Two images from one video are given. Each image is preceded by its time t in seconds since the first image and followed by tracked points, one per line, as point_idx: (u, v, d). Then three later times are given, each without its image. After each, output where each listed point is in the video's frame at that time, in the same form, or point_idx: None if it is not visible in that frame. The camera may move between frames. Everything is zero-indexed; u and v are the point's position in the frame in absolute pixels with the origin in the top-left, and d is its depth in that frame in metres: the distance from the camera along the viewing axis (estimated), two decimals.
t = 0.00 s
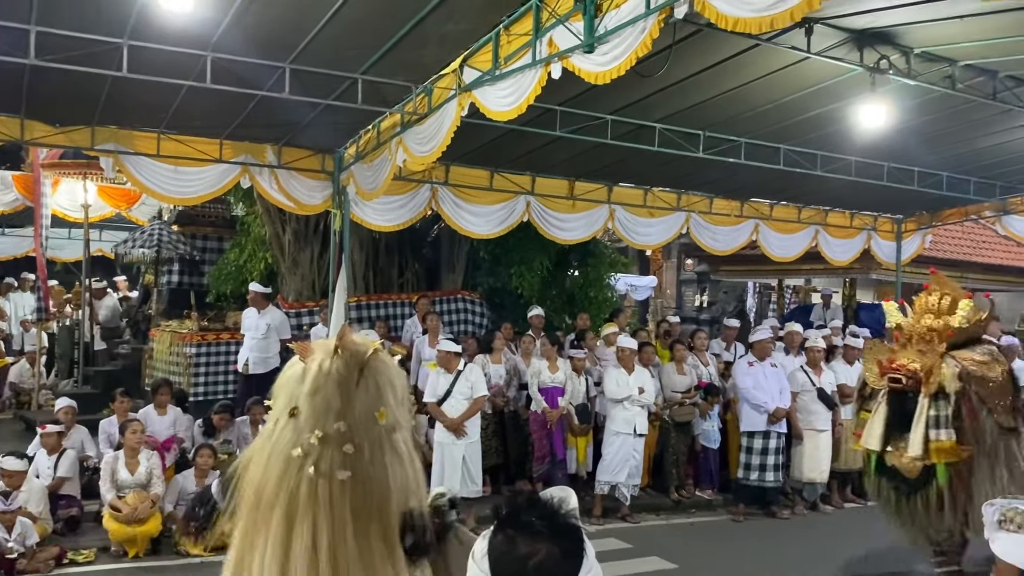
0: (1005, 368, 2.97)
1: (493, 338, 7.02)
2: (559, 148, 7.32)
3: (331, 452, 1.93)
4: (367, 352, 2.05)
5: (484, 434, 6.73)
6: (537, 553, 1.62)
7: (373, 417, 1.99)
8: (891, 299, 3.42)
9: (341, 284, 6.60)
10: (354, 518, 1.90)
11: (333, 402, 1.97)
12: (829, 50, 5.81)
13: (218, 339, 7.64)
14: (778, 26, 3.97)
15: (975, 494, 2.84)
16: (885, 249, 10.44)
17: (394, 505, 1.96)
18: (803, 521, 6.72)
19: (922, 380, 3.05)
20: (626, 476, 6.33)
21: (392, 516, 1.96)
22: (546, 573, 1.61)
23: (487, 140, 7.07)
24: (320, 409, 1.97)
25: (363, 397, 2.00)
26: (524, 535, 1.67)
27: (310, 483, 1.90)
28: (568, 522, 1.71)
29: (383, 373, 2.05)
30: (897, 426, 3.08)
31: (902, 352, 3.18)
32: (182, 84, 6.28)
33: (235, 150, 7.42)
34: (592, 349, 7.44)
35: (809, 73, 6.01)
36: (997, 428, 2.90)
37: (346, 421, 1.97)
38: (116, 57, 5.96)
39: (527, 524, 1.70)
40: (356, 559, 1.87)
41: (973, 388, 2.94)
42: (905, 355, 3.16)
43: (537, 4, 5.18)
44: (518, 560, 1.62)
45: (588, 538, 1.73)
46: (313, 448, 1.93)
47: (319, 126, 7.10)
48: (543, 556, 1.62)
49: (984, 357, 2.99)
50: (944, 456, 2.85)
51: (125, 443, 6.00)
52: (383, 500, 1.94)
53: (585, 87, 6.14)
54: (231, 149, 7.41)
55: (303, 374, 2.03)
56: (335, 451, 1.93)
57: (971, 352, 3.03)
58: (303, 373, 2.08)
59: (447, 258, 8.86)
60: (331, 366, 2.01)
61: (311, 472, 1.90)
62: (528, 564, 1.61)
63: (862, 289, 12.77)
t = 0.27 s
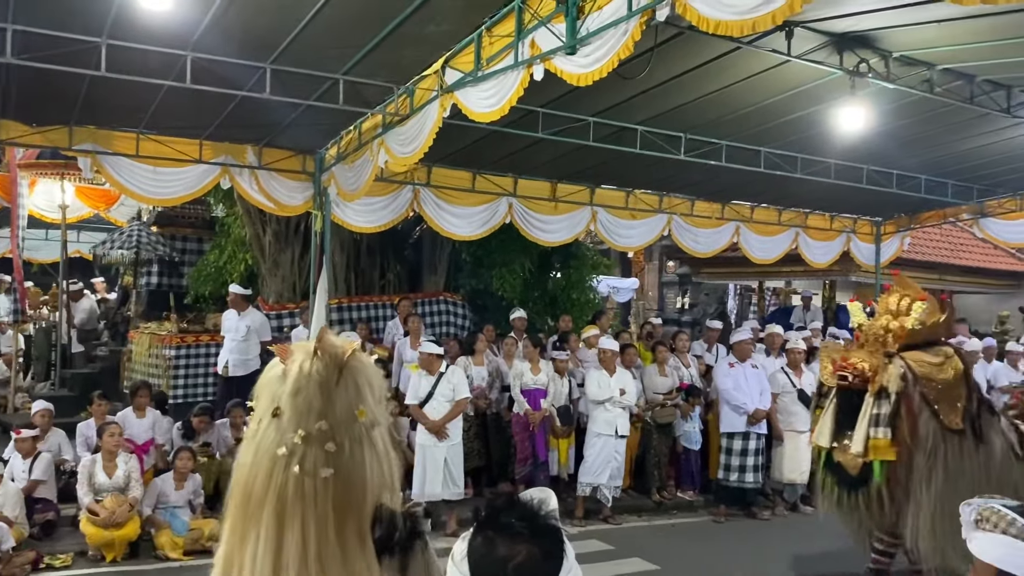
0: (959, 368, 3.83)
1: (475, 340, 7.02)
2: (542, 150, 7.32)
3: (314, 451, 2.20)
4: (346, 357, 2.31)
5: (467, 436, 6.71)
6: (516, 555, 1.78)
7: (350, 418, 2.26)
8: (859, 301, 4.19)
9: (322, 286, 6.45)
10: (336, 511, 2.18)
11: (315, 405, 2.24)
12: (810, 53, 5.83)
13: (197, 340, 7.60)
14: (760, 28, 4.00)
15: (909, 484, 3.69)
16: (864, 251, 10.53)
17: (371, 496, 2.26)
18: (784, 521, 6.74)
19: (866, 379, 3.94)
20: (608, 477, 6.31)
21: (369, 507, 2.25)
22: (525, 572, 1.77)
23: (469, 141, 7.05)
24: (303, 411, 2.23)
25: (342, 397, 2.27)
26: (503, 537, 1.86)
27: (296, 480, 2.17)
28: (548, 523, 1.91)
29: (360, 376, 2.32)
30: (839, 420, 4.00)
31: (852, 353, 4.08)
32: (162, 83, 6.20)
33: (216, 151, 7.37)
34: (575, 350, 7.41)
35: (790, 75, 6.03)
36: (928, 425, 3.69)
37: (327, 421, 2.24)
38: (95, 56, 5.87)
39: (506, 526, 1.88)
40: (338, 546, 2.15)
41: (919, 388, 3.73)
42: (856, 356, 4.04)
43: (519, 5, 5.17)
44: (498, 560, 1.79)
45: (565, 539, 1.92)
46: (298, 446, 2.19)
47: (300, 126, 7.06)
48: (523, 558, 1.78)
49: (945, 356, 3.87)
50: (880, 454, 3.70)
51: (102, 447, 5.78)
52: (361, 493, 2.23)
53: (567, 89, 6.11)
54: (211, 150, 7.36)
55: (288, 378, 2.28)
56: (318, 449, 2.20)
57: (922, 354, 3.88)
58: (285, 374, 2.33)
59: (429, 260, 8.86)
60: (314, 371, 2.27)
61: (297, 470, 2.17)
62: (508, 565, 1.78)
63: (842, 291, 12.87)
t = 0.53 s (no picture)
0: (915, 368, 4.41)
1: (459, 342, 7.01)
2: (527, 152, 7.31)
3: (311, 445, 2.28)
4: (340, 352, 2.36)
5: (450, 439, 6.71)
6: (499, 556, 1.82)
7: (346, 412, 2.34)
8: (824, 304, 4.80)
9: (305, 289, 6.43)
10: (334, 501, 2.28)
11: (312, 399, 2.31)
12: (792, 57, 5.87)
13: (179, 343, 7.56)
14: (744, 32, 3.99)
15: (852, 477, 4.27)
16: (846, 253, 10.62)
17: (368, 486, 2.35)
18: (767, 523, 6.76)
19: (818, 379, 4.57)
20: (592, 479, 6.31)
21: (367, 497, 2.35)
22: (509, 573, 1.80)
23: (453, 143, 7.03)
24: (301, 406, 2.30)
25: (337, 393, 2.33)
26: (486, 540, 1.87)
27: (295, 472, 2.26)
28: (531, 524, 1.95)
29: (356, 370, 2.38)
30: (794, 417, 4.62)
31: (809, 353, 4.71)
32: (143, 84, 6.06)
33: (198, 152, 7.33)
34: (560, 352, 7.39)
35: (775, 78, 6.02)
36: (876, 422, 4.26)
37: (323, 415, 2.31)
38: (75, 56, 5.72)
39: (489, 529, 1.91)
40: (336, 535, 2.26)
41: (870, 388, 4.30)
42: (813, 356, 4.68)
43: (503, 7, 5.15)
44: (481, 562, 1.82)
45: (549, 541, 1.95)
46: (296, 441, 2.27)
47: (282, 127, 7.00)
48: (506, 558, 1.82)
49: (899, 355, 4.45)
50: (824, 452, 4.28)
51: (82, 450, 5.65)
52: (359, 484, 2.32)
53: (553, 92, 6.07)
54: (193, 151, 7.31)
55: (285, 373, 2.35)
56: (315, 443, 2.29)
57: (878, 355, 4.46)
58: (283, 369, 2.39)
59: (413, 262, 8.85)
60: (309, 367, 2.32)
61: (296, 462, 2.26)
62: (491, 566, 1.81)
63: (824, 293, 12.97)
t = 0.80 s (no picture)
0: (873, 368, 4.43)
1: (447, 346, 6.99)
2: (513, 154, 7.32)
3: (297, 439, 2.46)
4: (324, 351, 2.54)
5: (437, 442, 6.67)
6: (480, 560, 1.82)
7: (330, 407, 2.51)
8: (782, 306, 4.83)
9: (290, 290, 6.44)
10: (320, 489, 2.48)
11: (298, 396, 2.48)
12: (776, 61, 5.91)
13: (163, 346, 7.52)
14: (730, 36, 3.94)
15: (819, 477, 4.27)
16: (830, 256, 10.67)
17: (352, 476, 2.54)
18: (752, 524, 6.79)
19: (779, 381, 4.57)
20: (578, 482, 6.31)
21: (350, 485, 2.55)
22: None
23: (439, 145, 7.03)
24: (287, 402, 2.47)
25: (322, 390, 2.51)
26: (467, 543, 1.88)
27: (283, 464, 2.45)
28: (512, 527, 1.96)
29: (339, 368, 2.55)
30: (756, 418, 4.62)
31: (770, 356, 4.72)
32: (127, 86, 6.01)
33: (183, 154, 7.29)
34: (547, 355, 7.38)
35: (759, 82, 6.04)
36: (838, 423, 4.29)
37: (309, 411, 2.48)
38: (58, 57, 5.65)
39: (470, 532, 1.91)
40: (322, 521, 2.47)
41: (831, 388, 4.33)
42: (773, 358, 4.69)
43: (489, 10, 5.13)
44: (462, 565, 1.83)
45: (531, 544, 1.96)
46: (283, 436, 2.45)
47: (268, 129, 6.98)
48: (487, 563, 1.82)
49: (855, 355, 4.49)
50: (785, 452, 4.32)
51: (66, 453, 5.56)
52: (343, 475, 2.51)
53: (538, 95, 6.07)
54: (178, 153, 7.28)
55: (273, 370, 2.52)
56: (301, 437, 2.46)
57: (838, 355, 4.49)
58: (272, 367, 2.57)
59: (399, 264, 8.84)
60: (296, 365, 2.50)
61: (283, 455, 2.45)
62: (473, 569, 1.81)
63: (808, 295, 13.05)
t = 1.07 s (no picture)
0: (828, 370, 4.46)
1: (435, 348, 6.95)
2: (501, 156, 7.31)
3: (266, 440, 2.50)
4: (295, 353, 2.56)
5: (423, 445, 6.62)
6: (462, 562, 1.83)
7: (299, 409, 2.52)
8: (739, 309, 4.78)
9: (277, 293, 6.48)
10: (289, 489, 2.51)
11: (268, 397, 2.51)
12: (763, 65, 5.91)
13: (149, 348, 7.49)
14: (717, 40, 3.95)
15: (781, 480, 4.26)
16: (816, 259, 10.72)
17: (322, 476, 2.56)
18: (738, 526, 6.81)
19: (739, 383, 4.49)
20: (565, 484, 6.31)
21: (321, 485, 2.57)
22: None
23: (427, 148, 7.02)
24: (258, 402, 2.52)
25: (292, 391, 2.52)
26: (449, 546, 1.87)
27: (253, 462, 2.50)
28: (493, 530, 1.96)
29: (310, 370, 2.56)
30: (719, 420, 4.51)
31: (728, 357, 4.64)
32: (112, 87, 5.95)
33: (169, 155, 7.24)
34: (535, 358, 7.36)
35: (745, 85, 6.06)
36: (797, 423, 4.29)
37: (278, 411, 2.51)
38: (42, 57, 5.59)
39: (452, 534, 1.91)
40: (291, 519, 2.51)
41: (789, 389, 4.33)
42: (732, 360, 4.60)
43: (477, 13, 5.12)
44: (444, 567, 1.83)
45: (512, 547, 1.96)
46: (254, 436, 2.50)
47: (254, 131, 6.94)
48: (469, 565, 1.83)
49: (809, 356, 4.53)
50: (752, 454, 4.20)
51: (49, 457, 5.44)
52: (313, 475, 2.54)
53: (525, 98, 6.07)
54: (164, 155, 7.22)
55: (247, 370, 2.57)
56: (272, 437, 2.49)
57: (795, 357, 4.50)
58: (248, 368, 2.61)
59: (387, 267, 8.84)
60: (267, 367, 2.53)
61: (253, 454, 2.49)
62: (455, 571, 1.82)
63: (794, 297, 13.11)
